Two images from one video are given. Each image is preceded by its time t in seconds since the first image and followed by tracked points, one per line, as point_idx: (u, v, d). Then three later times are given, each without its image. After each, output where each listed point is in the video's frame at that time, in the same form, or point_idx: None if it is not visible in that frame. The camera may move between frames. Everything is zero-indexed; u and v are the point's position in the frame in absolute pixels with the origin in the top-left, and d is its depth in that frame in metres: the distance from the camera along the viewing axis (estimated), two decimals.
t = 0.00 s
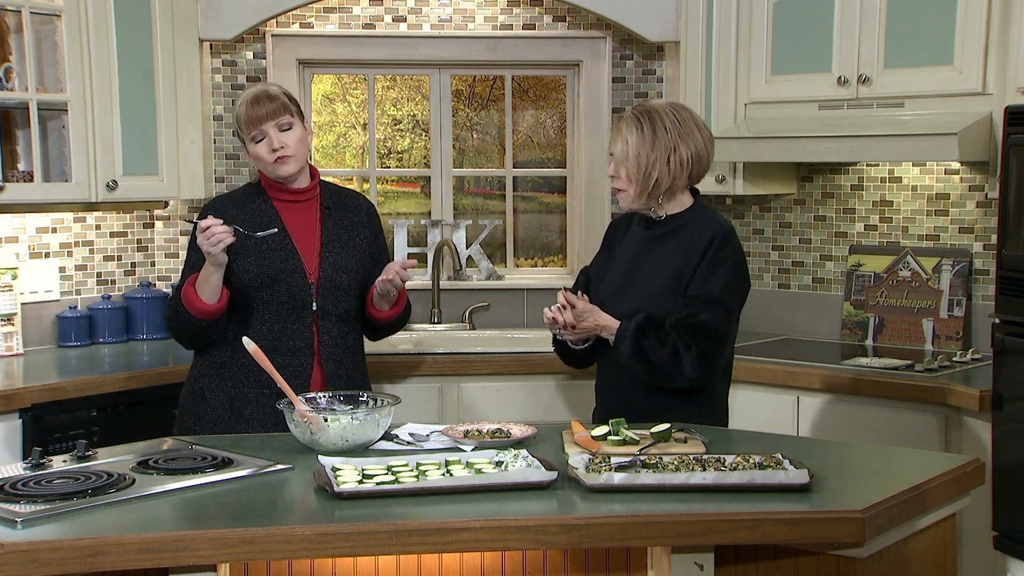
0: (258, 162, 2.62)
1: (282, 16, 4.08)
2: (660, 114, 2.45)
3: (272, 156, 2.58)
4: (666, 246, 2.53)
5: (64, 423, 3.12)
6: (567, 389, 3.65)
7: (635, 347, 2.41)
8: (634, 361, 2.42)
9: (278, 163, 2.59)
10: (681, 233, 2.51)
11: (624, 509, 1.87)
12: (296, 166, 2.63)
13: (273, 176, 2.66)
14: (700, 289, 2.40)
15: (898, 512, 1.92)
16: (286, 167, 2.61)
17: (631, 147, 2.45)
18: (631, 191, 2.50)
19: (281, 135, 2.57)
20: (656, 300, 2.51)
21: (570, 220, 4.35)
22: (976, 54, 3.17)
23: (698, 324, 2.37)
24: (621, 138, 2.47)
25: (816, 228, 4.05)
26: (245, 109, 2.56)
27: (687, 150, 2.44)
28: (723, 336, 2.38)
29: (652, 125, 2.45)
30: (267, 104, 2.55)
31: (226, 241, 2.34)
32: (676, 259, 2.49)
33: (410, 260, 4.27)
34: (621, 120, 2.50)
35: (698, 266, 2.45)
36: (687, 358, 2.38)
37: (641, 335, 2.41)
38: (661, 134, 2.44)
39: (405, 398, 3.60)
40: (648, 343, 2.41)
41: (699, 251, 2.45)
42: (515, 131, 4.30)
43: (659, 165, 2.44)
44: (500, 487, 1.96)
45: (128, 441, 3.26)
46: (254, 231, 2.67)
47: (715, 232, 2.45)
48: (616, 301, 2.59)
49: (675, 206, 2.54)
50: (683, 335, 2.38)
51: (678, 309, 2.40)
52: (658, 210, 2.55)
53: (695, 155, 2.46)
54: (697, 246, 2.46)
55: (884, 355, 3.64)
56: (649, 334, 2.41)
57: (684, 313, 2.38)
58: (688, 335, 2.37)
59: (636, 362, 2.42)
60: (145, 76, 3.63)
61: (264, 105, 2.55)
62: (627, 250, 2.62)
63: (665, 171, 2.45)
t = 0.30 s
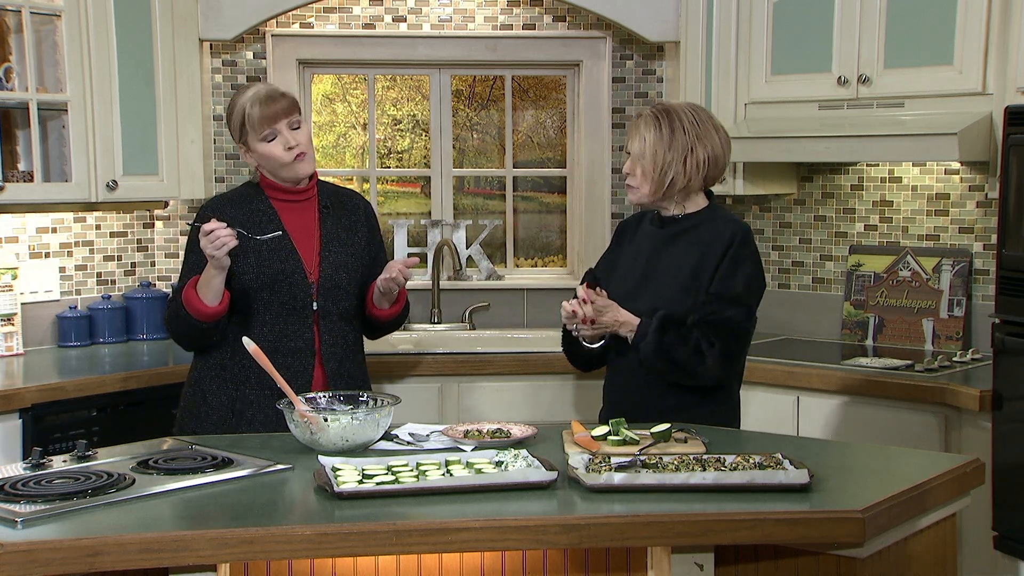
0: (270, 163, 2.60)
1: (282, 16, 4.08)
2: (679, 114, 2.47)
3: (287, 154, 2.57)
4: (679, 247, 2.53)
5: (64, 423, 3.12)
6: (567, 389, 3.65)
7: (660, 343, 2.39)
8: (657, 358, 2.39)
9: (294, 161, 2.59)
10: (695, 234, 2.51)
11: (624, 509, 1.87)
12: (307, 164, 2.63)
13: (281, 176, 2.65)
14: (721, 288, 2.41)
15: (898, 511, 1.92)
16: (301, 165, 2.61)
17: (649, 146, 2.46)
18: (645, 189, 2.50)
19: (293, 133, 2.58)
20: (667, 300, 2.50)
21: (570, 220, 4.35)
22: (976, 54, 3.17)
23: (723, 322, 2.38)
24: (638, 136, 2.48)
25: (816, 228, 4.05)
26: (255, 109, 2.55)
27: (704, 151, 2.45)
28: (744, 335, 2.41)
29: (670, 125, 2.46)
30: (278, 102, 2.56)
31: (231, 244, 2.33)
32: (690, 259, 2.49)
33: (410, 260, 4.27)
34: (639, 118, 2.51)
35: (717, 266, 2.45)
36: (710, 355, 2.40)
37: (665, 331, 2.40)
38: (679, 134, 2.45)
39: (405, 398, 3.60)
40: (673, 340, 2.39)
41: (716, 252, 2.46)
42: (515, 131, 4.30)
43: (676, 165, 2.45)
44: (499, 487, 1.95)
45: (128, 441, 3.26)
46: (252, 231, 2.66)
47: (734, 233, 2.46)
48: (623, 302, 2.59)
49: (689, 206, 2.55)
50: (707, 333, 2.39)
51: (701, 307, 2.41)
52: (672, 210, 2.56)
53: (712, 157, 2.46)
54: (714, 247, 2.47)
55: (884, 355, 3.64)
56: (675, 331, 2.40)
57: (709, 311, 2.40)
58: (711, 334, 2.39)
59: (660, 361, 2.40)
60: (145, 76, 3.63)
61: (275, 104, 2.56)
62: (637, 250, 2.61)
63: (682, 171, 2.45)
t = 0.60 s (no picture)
0: (276, 164, 2.58)
1: (282, 16, 4.08)
2: (688, 114, 2.47)
3: (299, 153, 2.57)
4: (683, 248, 2.53)
5: (64, 423, 3.12)
6: (567, 389, 3.65)
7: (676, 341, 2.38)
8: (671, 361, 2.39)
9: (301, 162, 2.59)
10: (700, 235, 2.51)
11: (624, 509, 1.87)
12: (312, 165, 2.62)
13: (284, 178, 2.64)
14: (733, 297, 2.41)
15: (898, 511, 1.92)
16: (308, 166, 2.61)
17: (657, 145, 2.47)
18: (651, 189, 2.51)
19: (302, 134, 2.58)
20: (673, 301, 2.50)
21: (570, 220, 4.35)
22: (976, 54, 3.17)
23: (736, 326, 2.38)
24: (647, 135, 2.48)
25: (816, 228, 4.05)
26: (265, 109, 2.53)
27: (712, 152, 2.45)
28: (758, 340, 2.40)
29: (679, 125, 2.46)
30: (287, 101, 2.55)
31: (246, 246, 2.31)
32: (696, 261, 2.49)
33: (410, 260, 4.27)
34: (649, 117, 2.52)
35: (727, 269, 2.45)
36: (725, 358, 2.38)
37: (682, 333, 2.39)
38: (687, 135, 2.45)
39: (405, 398, 3.61)
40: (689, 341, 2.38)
41: (722, 254, 2.46)
42: (515, 131, 4.30)
43: (682, 166, 2.45)
44: (499, 487, 1.96)
45: (128, 441, 3.26)
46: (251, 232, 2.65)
47: (741, 235, 2.46)
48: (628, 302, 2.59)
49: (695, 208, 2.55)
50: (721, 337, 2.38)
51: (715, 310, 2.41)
52: (679, 211, 2.55)
53: (720, 159, 2.46)
54: (721, 249, 2.47)
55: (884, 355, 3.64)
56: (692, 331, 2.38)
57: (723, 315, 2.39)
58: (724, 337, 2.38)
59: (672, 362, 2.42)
60: (145, 76, 3.63)
61: (284, 103, 2.55)
62: (641, 250, 2.61)
63: (688, 171, 2.46)
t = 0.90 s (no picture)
0: (252, 170, 2.58)
1: (282, 16, 4.08)
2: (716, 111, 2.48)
3: (271, 164, 2.56)
4: (677, 247, 2.51)
5: (64, 423, 3.12)
6: (567, 389, 3.66)
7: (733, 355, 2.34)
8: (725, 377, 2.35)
9: (279, 169, 2.57)
10: (694, 236, 2.50)
11: (624, 509, 1.87)
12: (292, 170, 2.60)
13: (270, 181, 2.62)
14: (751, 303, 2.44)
15: (898, 510, 1.92)
16: (286, 172, 2.59)
17: (697, 138, 2.43)
18: (677, 181, 2.46)
19: (275, 142, 2.54)
20: (669, 301, 2.48)
21: (570, 220, 4.35)
22: (976, 54, 3.17)
23: (772, 331, 2.40)
24: (683, 124, 2.43)
25: (816, 228, 4.05)
26: (236, 117, 2.49)
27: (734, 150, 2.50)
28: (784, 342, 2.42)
29: (711, 118, 2.46)
30: (260, 111, 2.50)
31: (241, 245, 2.30)
32: (692, 261, 2.48)
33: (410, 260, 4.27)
34: (676, 106, 2.47)
35: (727, 270, 2.46)
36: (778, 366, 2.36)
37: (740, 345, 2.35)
38: (717, 130, 2.46)
39: (405, 398, 3.61)
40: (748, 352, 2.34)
41: (721, 254, 2.46)
42: (515, 131, 4.30)
43: (713, 161, 2.46)
44: (499, 487, 1.95)
45: (128, 441, 3.26)
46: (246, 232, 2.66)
47: (737, 236, 2.48)
48: (620, 302, 2.55)
49: (690, 207, 2.54)
50: (769, 345, 2.37)
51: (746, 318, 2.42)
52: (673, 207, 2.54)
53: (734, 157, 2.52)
54: (720, 250, 2.47)
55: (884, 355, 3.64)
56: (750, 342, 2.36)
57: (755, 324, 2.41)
58: (771, 344, 2.38)
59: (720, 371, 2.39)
60: (145, 76, 3.63)
61: (259, 112, 2.50)
62: (632, 249, 2.58)
63: (719, 168, 2.47)
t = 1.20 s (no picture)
0: (242, 172, 2.56)
1: (282, 16, 4.08)
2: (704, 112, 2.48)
3: (263, 166, 2.53)
4: (663, 245, 2.49)
5: (63, 423, 3.12)
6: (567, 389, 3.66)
7: (733, 364, 2.39)
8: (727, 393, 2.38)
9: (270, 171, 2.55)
10: (681, 234, 2.50)
11: (624, 509, 1.86)
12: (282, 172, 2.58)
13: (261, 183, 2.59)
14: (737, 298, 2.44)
15: (898, 510, 1.92)
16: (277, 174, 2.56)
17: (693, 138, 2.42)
18: (667, 179, 2.46)
19: (267, 144, 2.51)
20: (657, 299, 2.46)
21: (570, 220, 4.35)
22: (976, 54, 3.17)
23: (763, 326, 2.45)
24: (677, 123, 2.42)
25: (816, 228, 4.05)
26: (227, 117, 2.46)
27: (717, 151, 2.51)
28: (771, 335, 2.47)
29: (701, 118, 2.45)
30: (252, 113, 2.46)
31: (209, 246, 2.33)
32: (680, 259, 2.47)
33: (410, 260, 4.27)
34: (670, 104, 2.45)
35: (716, 268, 2.46)
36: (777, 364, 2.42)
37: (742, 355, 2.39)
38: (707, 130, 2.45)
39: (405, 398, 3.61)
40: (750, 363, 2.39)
41: (709, 252, 2.46)
42: (515, 131, 4.30)
43: (703, 161, 2.45)
44: (499, 487, 1.95)
45: (127, 441, 3.27)
46: (231, 232, 2.66)
47: (724, 235, 2.49)
48: (604, 298, 2.52)
49: (677, 206, 2.54)
50: (764, 344, 2.41)
51: (737, 314, 2.43)
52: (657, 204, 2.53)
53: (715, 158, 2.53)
54: (709, 248, 2.47)
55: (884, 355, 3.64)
56: (751, 349, 2.40)
57: (747, 321, 2.43)
58: (764, 340, 2.42)
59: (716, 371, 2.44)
60: (145, 76, 3.63)
61: (250, 114, 2.46)
62: (615, 246, 2.54)
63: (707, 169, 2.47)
